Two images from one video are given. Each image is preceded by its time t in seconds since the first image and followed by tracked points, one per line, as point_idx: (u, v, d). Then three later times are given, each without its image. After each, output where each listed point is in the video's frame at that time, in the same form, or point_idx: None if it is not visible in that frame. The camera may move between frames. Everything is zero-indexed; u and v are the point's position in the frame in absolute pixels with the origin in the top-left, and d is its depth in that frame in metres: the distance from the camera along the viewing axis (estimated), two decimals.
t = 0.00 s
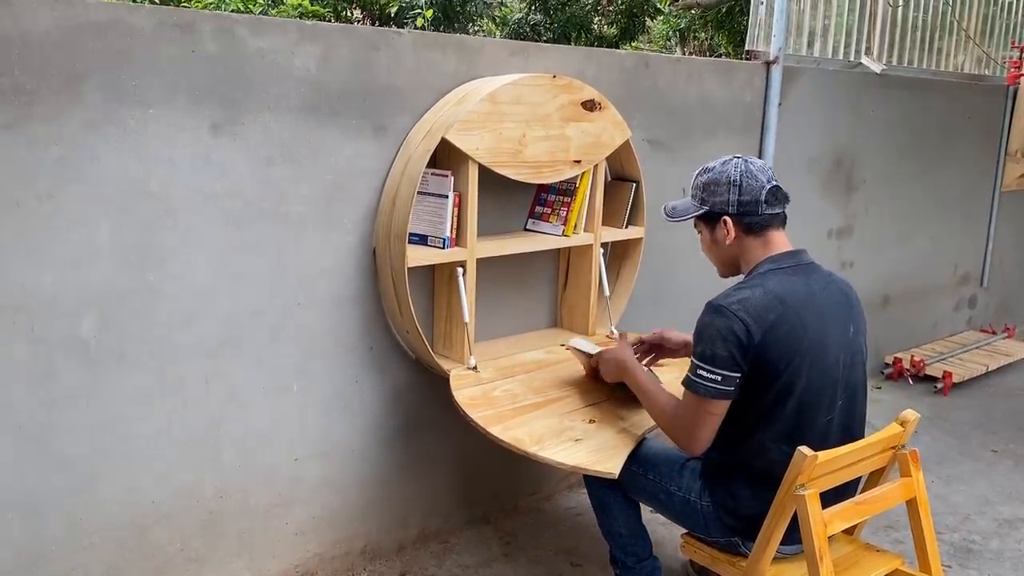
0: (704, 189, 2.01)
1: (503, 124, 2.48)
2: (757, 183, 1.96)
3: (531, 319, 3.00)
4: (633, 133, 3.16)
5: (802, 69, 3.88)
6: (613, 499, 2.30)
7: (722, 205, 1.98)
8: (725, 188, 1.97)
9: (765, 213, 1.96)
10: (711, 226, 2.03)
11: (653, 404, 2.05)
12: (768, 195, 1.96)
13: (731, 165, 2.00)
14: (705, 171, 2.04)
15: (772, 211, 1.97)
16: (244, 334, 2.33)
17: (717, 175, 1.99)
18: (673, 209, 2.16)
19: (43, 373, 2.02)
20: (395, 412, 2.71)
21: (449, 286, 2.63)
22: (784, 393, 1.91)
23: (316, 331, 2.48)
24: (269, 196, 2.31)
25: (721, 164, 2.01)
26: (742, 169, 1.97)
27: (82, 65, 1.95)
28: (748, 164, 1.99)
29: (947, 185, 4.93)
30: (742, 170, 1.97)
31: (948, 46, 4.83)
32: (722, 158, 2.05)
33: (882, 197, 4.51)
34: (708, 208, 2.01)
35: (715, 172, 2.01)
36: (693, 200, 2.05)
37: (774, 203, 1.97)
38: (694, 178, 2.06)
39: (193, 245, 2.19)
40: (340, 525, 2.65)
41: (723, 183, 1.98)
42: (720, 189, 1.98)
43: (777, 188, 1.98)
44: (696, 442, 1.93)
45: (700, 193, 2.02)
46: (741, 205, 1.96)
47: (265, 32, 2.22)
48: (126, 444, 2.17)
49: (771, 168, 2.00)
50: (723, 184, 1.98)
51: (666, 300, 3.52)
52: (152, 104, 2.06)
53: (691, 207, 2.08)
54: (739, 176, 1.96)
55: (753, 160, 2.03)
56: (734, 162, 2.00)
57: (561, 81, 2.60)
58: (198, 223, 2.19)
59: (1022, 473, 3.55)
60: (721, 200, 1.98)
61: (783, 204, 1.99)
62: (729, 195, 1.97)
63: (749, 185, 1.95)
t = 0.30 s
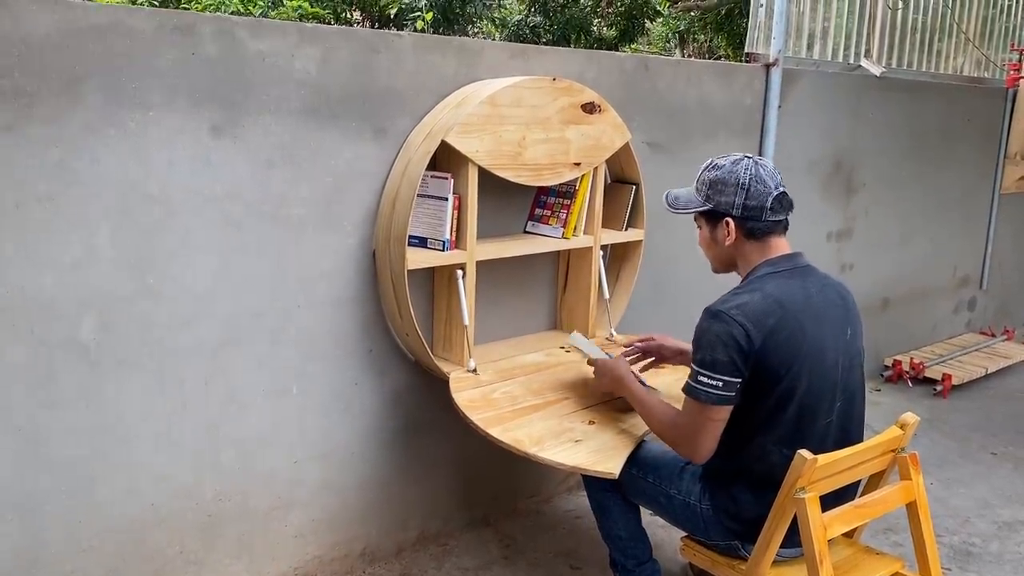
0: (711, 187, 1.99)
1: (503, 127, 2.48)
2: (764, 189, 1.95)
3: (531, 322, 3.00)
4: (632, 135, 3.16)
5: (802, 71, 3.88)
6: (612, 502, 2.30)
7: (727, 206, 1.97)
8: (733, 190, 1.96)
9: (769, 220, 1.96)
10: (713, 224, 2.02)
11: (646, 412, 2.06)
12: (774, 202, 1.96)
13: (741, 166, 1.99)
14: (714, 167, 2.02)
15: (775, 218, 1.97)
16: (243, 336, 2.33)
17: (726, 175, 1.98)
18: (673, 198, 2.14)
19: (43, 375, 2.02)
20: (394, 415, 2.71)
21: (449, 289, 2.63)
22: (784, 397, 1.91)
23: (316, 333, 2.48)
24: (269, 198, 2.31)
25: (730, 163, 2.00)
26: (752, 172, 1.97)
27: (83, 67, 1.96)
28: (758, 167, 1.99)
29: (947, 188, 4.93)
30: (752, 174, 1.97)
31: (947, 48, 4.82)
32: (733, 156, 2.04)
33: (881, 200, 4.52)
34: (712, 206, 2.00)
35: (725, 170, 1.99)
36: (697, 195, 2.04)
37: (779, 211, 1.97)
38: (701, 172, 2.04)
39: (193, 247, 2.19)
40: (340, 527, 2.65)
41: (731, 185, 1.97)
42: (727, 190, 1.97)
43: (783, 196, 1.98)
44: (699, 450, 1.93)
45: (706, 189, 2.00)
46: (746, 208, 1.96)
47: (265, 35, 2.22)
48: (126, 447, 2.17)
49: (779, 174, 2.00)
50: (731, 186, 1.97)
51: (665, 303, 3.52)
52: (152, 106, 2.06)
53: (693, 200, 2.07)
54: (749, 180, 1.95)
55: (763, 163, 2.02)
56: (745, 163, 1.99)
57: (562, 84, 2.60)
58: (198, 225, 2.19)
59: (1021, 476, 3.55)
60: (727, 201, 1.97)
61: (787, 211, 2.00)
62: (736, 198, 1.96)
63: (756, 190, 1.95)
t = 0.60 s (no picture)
0: (702, 190, 2.00)
1: (501, 128, 2.48)
2: (754, 196, 1.95)
3: (530, 323, 3.00)
4: (631, 137, 3.16)
5: (801, 73, 3.88)
6: (610, 504, 2.30)
7: (717, 210, 1.98)
8: (722, 195, 1.96)
9: (758, 225, 1.96)
10: (703, 226, 2.03)
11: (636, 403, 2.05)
12: (764, 208, 1.95)
13: (733, 170, 1.98)
14: (705, 169, 2.03)
15: (765, 224, 1.96)
16: (241, 338, 2.33)
17: (717, 179, 1.98)
18: (667, 196, 2.16)
19: (40, 376, 2.02)
20: (392, 417, 2.71)
21: (447, 291, 2.62)
22: (774, 398, 1.91)
23: (314, 335, 2.47)
24: (267, 200, 2.31)
25: (722, 167, 2.00)
26: (743, 178, 1.96)
27: (81, 69, 1.95)
28: (750, 171, 1.98)
29: (946, 190, 4.93)
30: (743, 179, 1.96)
31: (945, 50, 4.81)
32: (726, 158, 2.03)
33: (880, 201, 4.52)
34: (702, 209, 2.01)
35: (716, 174, 1.99)
36: (689, 196, 2.05)
37: (769, 216, 1.96)
38: (693, 172, 2.05)
39: (191, 249, 2.19)
40: (338, 529, 2.65)
41: (721, 190, 1.97)
42: (717, 195, 1.97)
43: (774, 201, 1.97)
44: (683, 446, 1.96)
45: (697, 191, 2.01)
46: (735, 214, 1.96)
47: (263, 36, 2.22)
48: (124, 448, 2.17)
49: (772, 179, 1.99)
50: (721, 191, 1.97)
51: (664, 305, 3.53)
52: (151, 108, 2.06)
53: (686, 200, 2.08)
54: (738, 186, 1.95)
55: (757, 166, 2.01)
56: (736, 167, 1.98)
57: (560, 85, 2.60)
58: (196, 226, 2.19)
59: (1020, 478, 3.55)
60: (716, 205, 1.98)
61: (779, 216, 1.99)
62: (725, 203, 1.96)
63: (746, 196, 1.95)
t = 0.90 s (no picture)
0: (682, 195, 2.00)
1: (501, 130, 2.48)
2: (733, 199, 1.94)
3: (529, 325, 3.00)
4: (631, 139, 3.17)
5: (800, 75, 3.88)
6: (609, 506, 2.30)
7: (697, 214, 1.98)
8: (702, 199, 1.96)
9: (738, 228, 1.95)
10: (685, 229, 2.03)
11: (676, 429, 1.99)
12: (743, 211, 1.94)
13: (712, 173, 1.98)
14: (686, 173, 2.02)
15: (746, 226, 1.95)
16: (240, 339, 2.32)
17: (697, 182, 1.98)
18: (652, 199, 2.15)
19: (38, 377, 2.01)
20: (391, 418, 2.71)
21: (446, 292, 2.62)
22: (780, 396, 1.91)
23: (313, 336, 2.47)
24: (266, 201, 2.30)
25: (702, 171, 2.00)
26: (722, 181, 1.95)
27: (79, 70, 1.95)
28: (729, 174, 1.97)
29: (945, 192, 4.93)
30: (721, 183, 1.95)
31: (944, 52, 4.80)
32: (706, 161, 2.03)
33: (879, 203, 4.52)
34: (683, 212, 2.00)
35: (695, 178, 1.99)
36: (671, 198, 2.05)
37: (749, 219, 1.95)
38: (675, 176, 2.05)
39: (191, 250, 2.19)
40: (336, 531, 2.65)
41: (700, 194, 1.96)
42: (697, 199, 1.97)
43: (755, 203, 1.95)
44: (722, 465, 1.87)
45: (678, 195, 2.01)
46: (715, 217, 1.95)
47: (263, 38, 2.22)
48: (122, 450, 2.17)
49: (753, 180, 1.98)
50: (700, 194, 1.96)
51: (663, 306, 3.53)
52: (150, 109, 2.06)
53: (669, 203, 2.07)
54: (717, 189, 1.94)
55: (736, 168, 2.00)
56: (715, 170, 1.98)
57: (559, 87, 2.60)
58: (195, 228, 2.19)
59: (1019, 481, 3.55)
60: (696, 209, 1.97)
61: (760, 218, 1.97)
62: (704, 207, 1.96)
63: (725, 199, 1.94)
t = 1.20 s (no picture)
0: (666, 198, 2.00)
1: (503, 131, 2.48)
2: (715, 203, 1.94)
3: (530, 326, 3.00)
4: (632, 140, 3.17)
5: (800, 77, 3.89)
6: (610, 508, 2.30)
7: (680, 217, 1.98)
8: (684, 203, 1.96)
9: (719, 232, 1.96)
10: (668, 232, 2.04)
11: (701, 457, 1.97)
12: (725, 214, 1.95)
13: (694, 177, 1.97)
14: (670, 177, 2.02)
15: (727, 230, 1.96)
16: (240, 340, 2.32)
17: (680, 186, 1.98)
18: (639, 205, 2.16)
19: (39, 378, 2.01)
20: (392, 419, 2.70)
21: (447, 293, 2.62)
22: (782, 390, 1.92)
23: (314, 337, 2.47)
24: (267, 202, 2.30)
25: (684, 174, 1.99)
26: (703, 185, 1.95)
27: (80, 71, 1.95)
28: (711, 178, 1.97)
29: (945, 193, 4.93)
30: (703, 187, 1.95)
31: (944, 54, 4.81)
32: (689, 165, 2.02)
33: (880, 205, 4.52)
34: (667, 216, 2.01)
35: (678, 182, 1.99)
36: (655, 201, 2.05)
37: (731, 223, 1.96)
38: (659, 180, 2.05)
39: (191, 252, 2.19)
40: (337, 532, 2.64)
41: (683, 198, 1.96)
42: (679, 203, 1.97)
43: (736, 207, 1.96)
44: (746, 462, 1.84)
45: (662, 198, 2.01)
46: (697, 221, 1.96)
47: (263, 39, 2.21)
48: (123, 451, 2.16)
49: (734, 183, 1.98)
50: (682, 199, 1.96)
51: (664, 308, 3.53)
52: (151, 110, 2.06)
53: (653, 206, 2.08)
54: (699, 194, 1.94)
55: (719, 171, 2.00)
56: (697, 175, 1.97)
57: (560, 89, 2.60)
58: (196, 229, 2.18)
59: (1020, 482, 3.55)
60: (679, 213, 1.98)
61: (741, 221, 1.98)
62: (687, 210, 1.96)
63: (707, 204, 1.94)
